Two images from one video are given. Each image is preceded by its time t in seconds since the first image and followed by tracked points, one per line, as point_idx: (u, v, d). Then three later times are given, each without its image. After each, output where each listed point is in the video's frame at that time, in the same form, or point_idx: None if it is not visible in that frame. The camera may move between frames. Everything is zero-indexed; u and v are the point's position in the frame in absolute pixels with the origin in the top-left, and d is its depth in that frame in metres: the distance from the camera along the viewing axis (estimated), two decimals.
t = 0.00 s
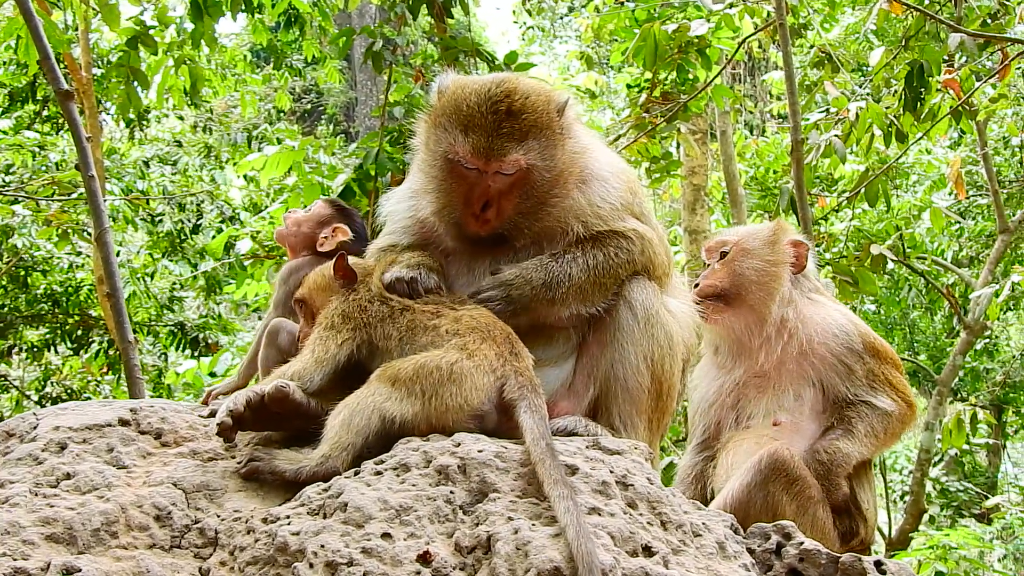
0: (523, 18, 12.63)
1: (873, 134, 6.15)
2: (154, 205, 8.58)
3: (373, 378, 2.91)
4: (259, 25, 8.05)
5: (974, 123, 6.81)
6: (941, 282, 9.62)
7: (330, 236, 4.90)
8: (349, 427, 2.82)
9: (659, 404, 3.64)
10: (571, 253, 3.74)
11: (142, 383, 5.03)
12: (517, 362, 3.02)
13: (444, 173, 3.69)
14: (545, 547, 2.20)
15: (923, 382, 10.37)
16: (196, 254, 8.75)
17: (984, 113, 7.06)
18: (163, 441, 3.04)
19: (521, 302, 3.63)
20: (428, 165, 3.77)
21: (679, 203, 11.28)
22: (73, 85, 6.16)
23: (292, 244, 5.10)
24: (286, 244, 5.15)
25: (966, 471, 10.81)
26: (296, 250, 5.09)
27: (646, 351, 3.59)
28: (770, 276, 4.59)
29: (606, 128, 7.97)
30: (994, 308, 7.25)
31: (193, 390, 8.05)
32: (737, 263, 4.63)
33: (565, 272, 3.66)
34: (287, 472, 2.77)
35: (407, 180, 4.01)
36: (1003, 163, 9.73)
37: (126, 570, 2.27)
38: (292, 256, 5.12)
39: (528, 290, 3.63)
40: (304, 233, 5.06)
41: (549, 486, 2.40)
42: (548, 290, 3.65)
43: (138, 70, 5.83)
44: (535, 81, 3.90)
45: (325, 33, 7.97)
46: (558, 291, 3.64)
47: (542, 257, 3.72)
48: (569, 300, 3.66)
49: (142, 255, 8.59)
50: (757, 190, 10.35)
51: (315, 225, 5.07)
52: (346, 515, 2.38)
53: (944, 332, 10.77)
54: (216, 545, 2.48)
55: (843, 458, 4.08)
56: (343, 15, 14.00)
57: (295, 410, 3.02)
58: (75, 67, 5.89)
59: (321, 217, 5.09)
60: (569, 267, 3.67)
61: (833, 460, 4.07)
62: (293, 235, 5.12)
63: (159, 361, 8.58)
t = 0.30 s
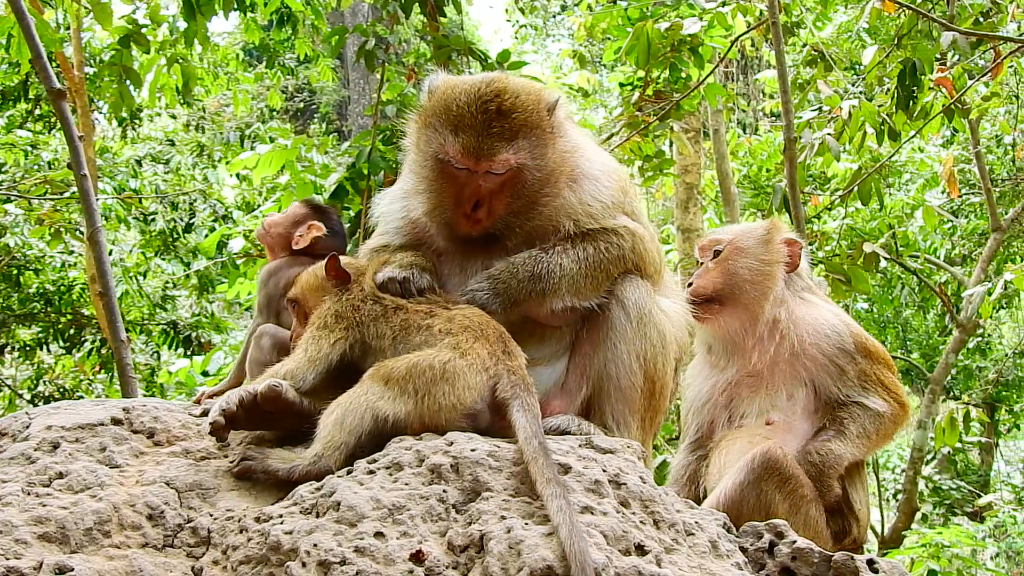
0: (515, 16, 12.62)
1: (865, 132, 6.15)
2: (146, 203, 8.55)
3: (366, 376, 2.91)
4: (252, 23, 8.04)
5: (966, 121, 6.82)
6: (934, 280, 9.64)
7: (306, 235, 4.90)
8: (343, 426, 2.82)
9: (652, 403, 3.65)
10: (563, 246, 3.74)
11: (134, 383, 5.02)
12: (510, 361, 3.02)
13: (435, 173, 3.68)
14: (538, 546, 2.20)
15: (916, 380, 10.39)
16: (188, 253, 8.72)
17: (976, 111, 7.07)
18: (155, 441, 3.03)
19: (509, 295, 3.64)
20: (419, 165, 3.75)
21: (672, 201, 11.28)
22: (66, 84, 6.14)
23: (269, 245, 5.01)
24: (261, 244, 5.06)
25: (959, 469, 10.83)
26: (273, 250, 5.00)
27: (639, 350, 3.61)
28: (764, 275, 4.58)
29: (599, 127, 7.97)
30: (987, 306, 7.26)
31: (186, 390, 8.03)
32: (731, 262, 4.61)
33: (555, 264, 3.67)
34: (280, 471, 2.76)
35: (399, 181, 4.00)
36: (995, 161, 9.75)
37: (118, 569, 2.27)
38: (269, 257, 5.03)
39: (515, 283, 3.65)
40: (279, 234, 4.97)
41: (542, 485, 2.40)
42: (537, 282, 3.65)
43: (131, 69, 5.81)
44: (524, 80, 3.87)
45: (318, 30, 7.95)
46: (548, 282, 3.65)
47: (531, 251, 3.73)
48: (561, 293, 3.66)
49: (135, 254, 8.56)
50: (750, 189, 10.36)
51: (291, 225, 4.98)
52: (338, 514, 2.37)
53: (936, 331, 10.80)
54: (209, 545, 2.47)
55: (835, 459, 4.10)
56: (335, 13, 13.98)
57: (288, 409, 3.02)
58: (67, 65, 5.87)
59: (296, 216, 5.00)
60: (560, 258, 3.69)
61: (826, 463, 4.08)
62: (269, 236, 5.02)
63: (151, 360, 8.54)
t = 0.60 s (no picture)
0: (506, 14, 12.62)
1: (857, 132, 6.17)
2: (137, 202, 8.52)
3: (357, 375, 2.91)
4: (243, 22, 8.04)
5: (957, 121, 6.85)
6: (925, 279, 9.67)
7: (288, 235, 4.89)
8: (333, 424, 2.83)
9: (643, 402, 3.66)
10: (554, 247, 3.75)
11: (125, 382, 5.00)
12: (501, 360, 3.02)
13: (427, 173, 3.67)
14: (529, 545, 2.20)
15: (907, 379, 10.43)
16: (179, 251, 8.67)
17: (967, 110, 7.09)
18: (146, 440, 3.02)
19: (501, 297, 3.64)
20: (411, 164, 3.74)
21: (664, 200, 11.29)
22: (56, 82, 6.11)
23: (250, 246, 5.00)
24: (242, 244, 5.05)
25: (950, 468, 10.88)
26: (254, 250, 4.99)
27: (630, 349, 3.62)
28: (759, 275, 4.58)
29: (590, 126, 7.97)
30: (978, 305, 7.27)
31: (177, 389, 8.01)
32: (726, 262, 4.62)
33: (546, 265, 3.68)
34: (271, 470, 2.76)
35: (390, 180, 3.99)
36: (986, 161, 9.79)
37: (109, 568, 2.26)
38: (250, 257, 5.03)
39: (506, 285, 3.65)
40: (261, 234, 4.97)
41: (533, 484, 2.40)
42: (528, 284, 3.65)
43: (122, 67, 5.79)
44: (517, 79, 3.87)
45: (309, 29, 7.94)
46: (540, 283, 3.65)
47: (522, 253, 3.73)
48: (553, 293, 3.66)
49: (125, 253, 8.54)
50: (741, 188, 10.39)
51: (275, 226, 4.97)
52: (329, 514, 2.37)
53: (927, 330, 10.84)
54: (200, 543, 2.47)
55: (804, 428, 4.11)
56: (326, 12, 13.97)
57: (279, 408, 3.01)
58: (58, 64, 5.85)
59: (275, 216, 4.98)
60: (551, 259, 3.70)
61: (795, 428, 4.13)
62: (249, 236, 5.01)
63: (142, 359, 8.51)
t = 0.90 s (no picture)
0: (497, 13, 12.63)
1: (847, 131, 6.19)
2: (128, 201, 8.50)
3: (348, 374, 2.91)
4: (234, 21, 8.03)
5: (948, 120, 6.87)
6: (915, 279, 9.71)
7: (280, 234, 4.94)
8: (323, 423, 2.83)
9: (633, 402, 3.66)
10: (541, 247, 3.74)
11: (116, 381, 4.99)
12: (491, 359, 3.02)
13: (423, 169, 3.68)
14: (519, 544, 2.20)
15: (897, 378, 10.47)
16: (170, 250, 8.62)
17: (957, 110, 7.12)
18: (137, 438, 3.01)
19: (489, 295, 3.63)
20: (407, 159, 3.74)
21: (655, 200, 11.31)
22: (47, 80, 6.10)
23: (237, 250, 5.00)
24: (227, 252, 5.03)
25: (940, 467, 10.93)
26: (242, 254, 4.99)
27: (619, 349, 3.62)
28: (746, 275, 4.58)
29: (581, 125, 7.97)
30: (968, 305, 7.29)
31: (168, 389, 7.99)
32: (714, 261, 4.63)
33: (532, 265, 3.67)
34: (261, 469, 2.76)
35: (384, 176, 4.00)
36: (976, 160, 9.83)
37: (99, 567, 2.25)
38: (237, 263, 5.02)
39: (492, 282, 3.64)
40: (248, 236, 4.98)
41: (524, 483, 2.41)
42: (516, 283, 3.65)
43: (112, 65, 5.77)
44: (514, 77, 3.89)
45: (300, 27, 7.94)
46: (526, 282, 3.65)
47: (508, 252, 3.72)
48: (539, 293, 3.67)
49: (116, 252, 8.52)
50: (731, 187, 10.42)
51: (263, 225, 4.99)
52: (320, 512, 2.37)
53: (917, 329, 10.88)
54: (190, 543, 2.46)
55: (768, 431, 3.92)
56: (318, 11, 13.97)
57: (270, 407, 3.01)
58: (48, 62, 5.84)
59: (260, 216, 5.01)
60: (537, 259, 3.69)
61: (761, 429, 3.91)
62: (234, 242, 5.01)
63: (133, 358, 8.48)
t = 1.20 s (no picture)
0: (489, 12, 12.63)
1: (839, 131, 6.20)
2: (119, 200, 8.47)
3: (339, 373, 2.91)
4: (226, 20, 8.01)
5: (939, 120, 6.89)
6: (906, 278, 9.74)
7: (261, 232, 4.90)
8: (314, 422, 2.83)
9: (625, 401, 3.66)
10: (529, 249, 3.74)
11: (107, 379, 4.98)
12: (482, 358, 3.01)
13: (421, 167, 3.67)
14: (510, 543, 2.21)
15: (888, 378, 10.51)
16: (160, 249, 8.58)
17: (949, 110, 7.13)
18: (127, 437, 3.01)
19: (474, 298, 3.66)
20: (404, 156, 3.74)
21: (646, 199, 11.32)
22: (38, 79, 6.07)
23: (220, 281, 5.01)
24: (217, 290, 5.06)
25: (931, 467, 10.97)
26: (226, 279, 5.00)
27: (611, 349, 3.62)
28: (739, 273, 4.58)
29: (572, 123, 7.97)
30: (959, 304, 7.31)
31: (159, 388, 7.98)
32: (707, 259, 4.63)
33: (519, 270, 3.68)
34: (252, 468, 2.76)
35: (378, 172, 4.01)
36: (968, 160, 9.85)
37: (89, 565, 2.25)
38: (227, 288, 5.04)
39: (477, 286, 3.68)
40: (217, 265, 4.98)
41: (515, 482, 2.41)
42: (501, 288, 3.68)
43: (104, 64, 5.75)
44: (514, 75, 3.89)
45: (292, 26, 7.92)
46: (512, 288, 3.67)
47: (496, 256, 3.75)
48: (526, 297, 3.68)
49: (107, 250, 8.49)
50: (723, 187, 10.44)
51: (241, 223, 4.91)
52: (311, 511, 2.37)
53: (909, 329, 10.92)
54: (181, 541, 2.46)
55: (754, 438, 3.92)
56: (309, 10, 13.96)
57: (260, 406, 3.01)
58: (39, 61, 5.82)
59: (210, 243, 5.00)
60: (524, 263, 3.69)
61: (747, 436, 3.92)
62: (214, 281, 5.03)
63: (124, 356, 8.44)
